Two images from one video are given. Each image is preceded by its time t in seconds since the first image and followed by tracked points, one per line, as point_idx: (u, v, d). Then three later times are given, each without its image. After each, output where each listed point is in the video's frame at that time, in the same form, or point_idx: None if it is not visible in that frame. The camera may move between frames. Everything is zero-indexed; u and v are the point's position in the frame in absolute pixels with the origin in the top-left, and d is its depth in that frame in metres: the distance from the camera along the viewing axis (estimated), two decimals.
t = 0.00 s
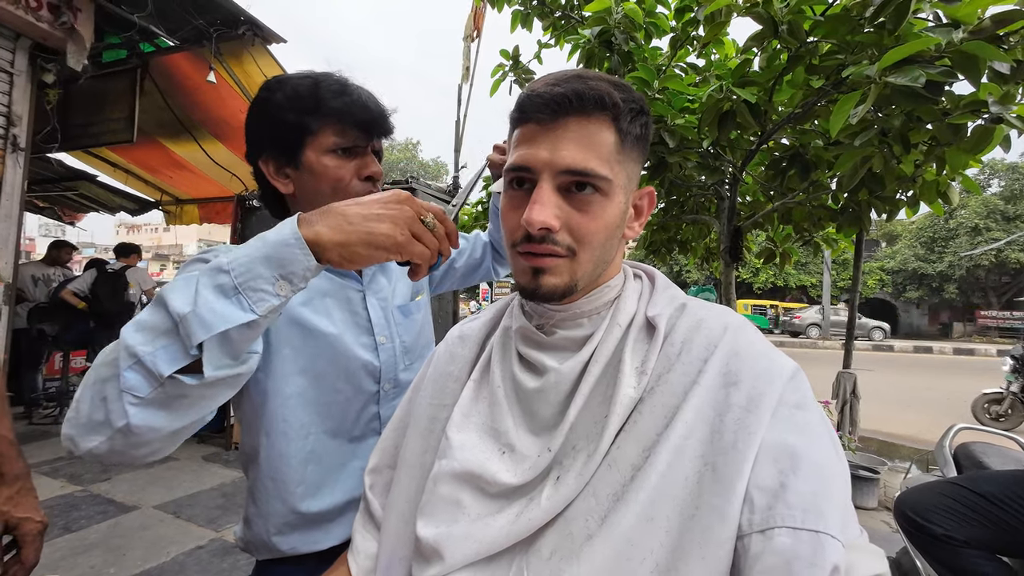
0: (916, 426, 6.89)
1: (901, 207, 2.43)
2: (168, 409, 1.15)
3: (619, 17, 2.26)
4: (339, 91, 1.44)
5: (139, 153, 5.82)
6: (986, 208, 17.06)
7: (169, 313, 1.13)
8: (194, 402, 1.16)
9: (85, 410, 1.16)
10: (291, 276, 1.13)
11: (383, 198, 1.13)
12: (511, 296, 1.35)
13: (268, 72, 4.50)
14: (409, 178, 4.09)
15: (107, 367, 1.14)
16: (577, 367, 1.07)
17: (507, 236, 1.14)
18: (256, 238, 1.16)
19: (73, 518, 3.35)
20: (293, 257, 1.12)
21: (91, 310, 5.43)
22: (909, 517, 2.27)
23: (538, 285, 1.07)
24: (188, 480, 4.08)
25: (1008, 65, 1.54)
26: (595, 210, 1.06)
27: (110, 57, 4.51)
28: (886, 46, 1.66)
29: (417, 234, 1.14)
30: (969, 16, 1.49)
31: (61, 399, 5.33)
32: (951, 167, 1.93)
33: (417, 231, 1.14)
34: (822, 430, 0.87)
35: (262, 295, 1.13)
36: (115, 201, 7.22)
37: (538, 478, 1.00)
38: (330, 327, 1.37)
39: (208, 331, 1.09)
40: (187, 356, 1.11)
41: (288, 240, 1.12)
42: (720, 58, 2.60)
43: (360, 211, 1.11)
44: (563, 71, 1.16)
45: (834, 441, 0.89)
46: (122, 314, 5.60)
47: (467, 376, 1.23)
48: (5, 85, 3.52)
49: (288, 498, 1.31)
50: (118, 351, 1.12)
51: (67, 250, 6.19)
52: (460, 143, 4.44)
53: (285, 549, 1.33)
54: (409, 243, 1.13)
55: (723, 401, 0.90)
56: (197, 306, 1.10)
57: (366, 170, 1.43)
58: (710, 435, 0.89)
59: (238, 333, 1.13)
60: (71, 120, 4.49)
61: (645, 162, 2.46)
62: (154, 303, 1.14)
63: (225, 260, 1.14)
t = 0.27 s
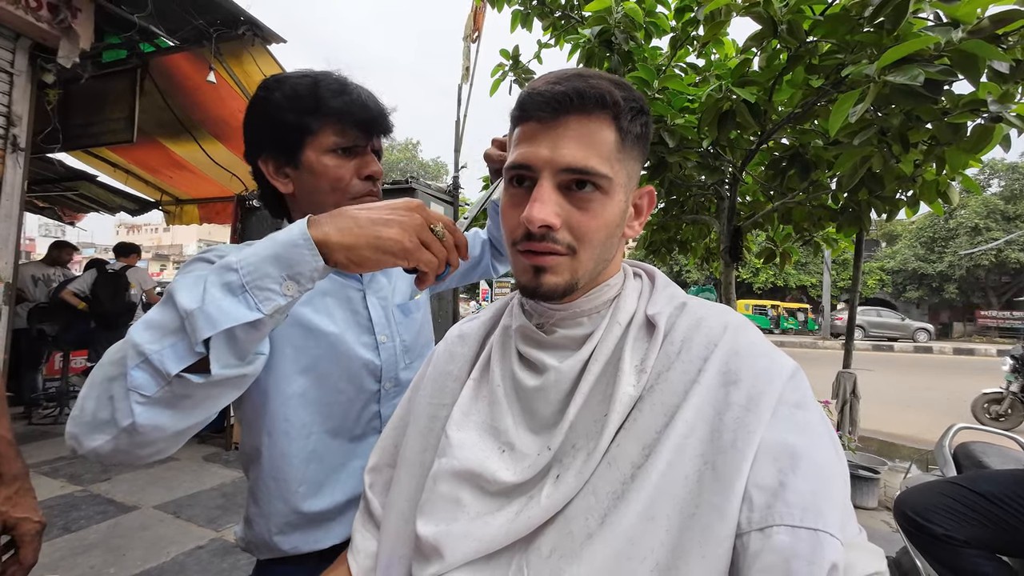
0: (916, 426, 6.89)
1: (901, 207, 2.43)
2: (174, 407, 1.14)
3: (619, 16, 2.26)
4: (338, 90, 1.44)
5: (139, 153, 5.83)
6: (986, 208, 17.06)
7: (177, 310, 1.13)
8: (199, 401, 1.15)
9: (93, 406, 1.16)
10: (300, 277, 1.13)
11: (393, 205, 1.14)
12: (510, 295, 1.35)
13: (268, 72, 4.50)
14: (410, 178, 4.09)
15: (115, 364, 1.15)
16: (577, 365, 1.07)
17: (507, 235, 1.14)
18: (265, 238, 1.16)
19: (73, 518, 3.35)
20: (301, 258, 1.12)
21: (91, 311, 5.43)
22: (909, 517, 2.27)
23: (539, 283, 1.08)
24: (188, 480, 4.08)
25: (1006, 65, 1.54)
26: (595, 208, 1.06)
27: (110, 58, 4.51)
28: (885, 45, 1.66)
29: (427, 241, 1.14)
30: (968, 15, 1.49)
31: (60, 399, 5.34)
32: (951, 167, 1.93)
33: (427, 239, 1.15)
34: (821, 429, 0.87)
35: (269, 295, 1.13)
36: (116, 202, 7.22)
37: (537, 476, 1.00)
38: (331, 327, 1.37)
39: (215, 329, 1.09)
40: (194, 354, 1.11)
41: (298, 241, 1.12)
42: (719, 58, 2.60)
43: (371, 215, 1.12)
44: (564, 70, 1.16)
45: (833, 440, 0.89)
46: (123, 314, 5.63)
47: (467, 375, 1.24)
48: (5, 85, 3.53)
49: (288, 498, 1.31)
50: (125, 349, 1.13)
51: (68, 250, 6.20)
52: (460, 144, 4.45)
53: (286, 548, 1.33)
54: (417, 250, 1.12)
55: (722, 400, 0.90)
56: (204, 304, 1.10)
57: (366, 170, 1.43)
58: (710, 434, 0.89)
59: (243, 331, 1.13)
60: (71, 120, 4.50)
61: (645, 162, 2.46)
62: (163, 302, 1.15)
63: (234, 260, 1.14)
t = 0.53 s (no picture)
0: (916, 426, 6.89)
1: (902, 207, 2.43)
2: (190, 399, 1.15)
3: (619, 16, 2.26)
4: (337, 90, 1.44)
5: (139, 153, 5.83)
6: (986, 208, 17.06)
7: (195, 303, 1.13)
8: (215, 394, 1.15)
9: (108, 399, 1.16)
10: (319, 270, 1.13)
11: (408, 201, 1.14)
12: (512, 296, 1.35)
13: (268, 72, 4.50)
14: (410, 178, 4.09)
15: (130, 357, 1.14)
16: (579, 366, 1.07)
17: (509, 234, 1.14)
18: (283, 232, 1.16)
19: (74, 518, 3.35)
20: (320, 252, 1.12)
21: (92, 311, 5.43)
22: (910, 517, 2.27)
23: (540, 283, 1.08)
24: (188, 481, 4.07)
25: (1008, 65, 1.54)
26: (597, 207, 1.06)
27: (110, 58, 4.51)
28: (886, 45, 1.66)
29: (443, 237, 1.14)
30: (970, 15, 1.49)
31: (62, 399, 5.38)
32: (952, 167, 1.94)
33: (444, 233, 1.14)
34: (825, 430, 0.87)
35: (288, 288, 1.13)
36: (115, 202, 7.22)
37: (540, 477, 1.00)
38: (333, 327, 1.37)
39: (235, 322, 1.09)
40: (213, 346, 1.11)
41: (317, 235, 1.12)
42: (720, 58, 2.60)
43: (392, 208, 1.12)
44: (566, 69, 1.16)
45: (837, 440, 0.89)
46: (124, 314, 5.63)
47: (468, 375, 1.23)
48: (5, 86, 3.53)
49: (290, 498, 1.31)
50: (143, 342, 1.13)
51: (68, 250, 6.20)
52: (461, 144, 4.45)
53: (288, 549, 1.33)
54: (434, 244, 1.12)
55: (726, 400, 0.90)
56: (225, 295, 1.10)
57: (366, 168, 1.43)
58: (713, 435, 0.89)
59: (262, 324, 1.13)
60: (71, 120, 4.49)
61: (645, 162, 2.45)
62: (181, 295, 1.15)
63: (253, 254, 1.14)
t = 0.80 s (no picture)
0: (916, 426, 6.89)
1: (902, 207, 2.43)
2: (192, 417, 1.14)
3: (619, 16, 2.25)
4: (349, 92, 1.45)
5: (138, 154, 5.83)
6: (986, 208, 17.06)
7: (191, 323, 1.13)
8: (216, 411, 1.15)
9: (106, 418, 1.16)
10: (316, 284, 1.15)
11: (388, 193, 1.12)
12: (511, 295, 1.35)
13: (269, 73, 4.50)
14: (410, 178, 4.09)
15: (128, 374, 1.13)
16: (578, 366, 1.06)
17: (509, 234, 1.14)
18: (276, 248, 1.16)
19: (73, 519, 3.35)
20: (317, 269, 1.13)
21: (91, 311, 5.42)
22: (910, 517, 2.27)
23: (540, 283, 1.07)
24: (188, 481, 4.07)
25: (1008, 65, 1.54)
26: (597, 207, 1.06)
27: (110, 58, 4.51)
28: (887, 45, 1.66)
29: (433, 226, 1.15)
30: (970, 14, 1.49)
31: (63, 398, 5.41)
32: (952, 167, 1.94)
33: (432, 221, 1.14)
34: (825, 430, 0.87)
35: (286, 304, 1.15)
36: (115, 202, 7.22)
37: (540, 477, 1.00)
38: (331, 329, 1.37)
39: (238, 343, 1.10)
40: (215, 366, 1.11)
41: (312, 251, 1.13)
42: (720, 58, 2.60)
43: (372, 211, 1.11)
44: (566, 69, 1.16)
45: (837, 441, 0.89)
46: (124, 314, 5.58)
47: (468, 375, 1.23)
48: (5, 86, 3.53)
49: (289, 499, 1.31)
50: (140, 362, 1.12)
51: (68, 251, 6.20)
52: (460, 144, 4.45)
53: (288, 550, 1.33)
54: (426, 234, 1.12)
55: (726, 400, 0.90)
56: (225, 317, 1.10)
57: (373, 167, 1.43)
58: (713, 435, 0.89)
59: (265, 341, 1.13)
60: (71, 120, 4.49)
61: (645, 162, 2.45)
62: (175, 314, 1.14)
63: (248, 272, 1.14)
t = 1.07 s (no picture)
0: (916, 426, 6.88)
1: (901, 207, 2.43)
2: (179, 413, 1.14)
3: (619, 16, 2.25)
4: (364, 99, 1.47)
5: (138, 154, 5.83)
6: (986, 208, 17.06)
7: (178, 325, 1.12)
8: (204, 406, 1.16)
9: (91, 413, 1.15)
10: (307, 288, 1.17)
11: (370, 196, 1.11)
12: (511, 297, 1.35)
13: (269, 75, 4.50)
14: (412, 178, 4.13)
15: (115, 373, 1.13)
16: (578, 367, 1.06)
17: (510, 237, 1.13)
18: (264, 252, 1.16)
19: (73, 520, 3.35)
20: (308, 274, 1.16)
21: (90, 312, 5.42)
22: (910, 517, 2.26)
23: (542, 286, 1.07)
24: (188, 482, 4.07)
25: (1007, 65, 1.54)
26: (599, 210, 1.06)
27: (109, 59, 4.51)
28: (886, 45, 1.66)
29: (416, 224, 1.13)
30: (970, 15, 1.49)
31: (62, 399, 5.41)
32: (951, 167, 1.94)
33: (414, 219, 1.12)
34: (824, 430, 0.86)
35: (277, 308, 1.17)
36: (115, 203, 7.22)
37: (539, 478, 1.00)
38: (331, 328, 1.37)
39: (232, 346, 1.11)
40: (206, 365, 1.12)
41: (303, 258, 1.15)
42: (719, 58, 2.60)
43: (347, 217, 1.12)
44: (566, 70, 1.16)
45: (836, 441, 0.89)
46: (122, 314, 5.61)
47: (467, 376, 1.23)
48: (4, 87, 3.53)
49: (289, 500, 1.31)
50: (125, 361, 1.11)
51: (68, 251, 6.20)
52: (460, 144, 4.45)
53: (289, 548, 1.33)
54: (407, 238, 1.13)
55: (725, 401, 0.90)
56: (220, 325, 1.10)
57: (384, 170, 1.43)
58: (713, 435, 0.88)
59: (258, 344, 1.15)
60: (70, 121, 4.49)
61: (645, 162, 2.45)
62: (160, 314, 1.13)
63: (237, 276, 1.14)
